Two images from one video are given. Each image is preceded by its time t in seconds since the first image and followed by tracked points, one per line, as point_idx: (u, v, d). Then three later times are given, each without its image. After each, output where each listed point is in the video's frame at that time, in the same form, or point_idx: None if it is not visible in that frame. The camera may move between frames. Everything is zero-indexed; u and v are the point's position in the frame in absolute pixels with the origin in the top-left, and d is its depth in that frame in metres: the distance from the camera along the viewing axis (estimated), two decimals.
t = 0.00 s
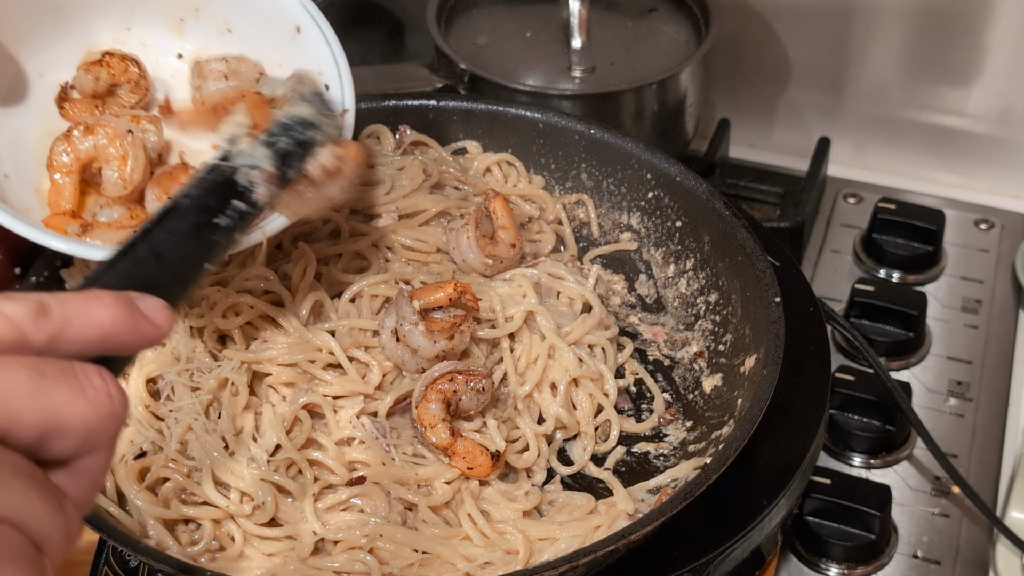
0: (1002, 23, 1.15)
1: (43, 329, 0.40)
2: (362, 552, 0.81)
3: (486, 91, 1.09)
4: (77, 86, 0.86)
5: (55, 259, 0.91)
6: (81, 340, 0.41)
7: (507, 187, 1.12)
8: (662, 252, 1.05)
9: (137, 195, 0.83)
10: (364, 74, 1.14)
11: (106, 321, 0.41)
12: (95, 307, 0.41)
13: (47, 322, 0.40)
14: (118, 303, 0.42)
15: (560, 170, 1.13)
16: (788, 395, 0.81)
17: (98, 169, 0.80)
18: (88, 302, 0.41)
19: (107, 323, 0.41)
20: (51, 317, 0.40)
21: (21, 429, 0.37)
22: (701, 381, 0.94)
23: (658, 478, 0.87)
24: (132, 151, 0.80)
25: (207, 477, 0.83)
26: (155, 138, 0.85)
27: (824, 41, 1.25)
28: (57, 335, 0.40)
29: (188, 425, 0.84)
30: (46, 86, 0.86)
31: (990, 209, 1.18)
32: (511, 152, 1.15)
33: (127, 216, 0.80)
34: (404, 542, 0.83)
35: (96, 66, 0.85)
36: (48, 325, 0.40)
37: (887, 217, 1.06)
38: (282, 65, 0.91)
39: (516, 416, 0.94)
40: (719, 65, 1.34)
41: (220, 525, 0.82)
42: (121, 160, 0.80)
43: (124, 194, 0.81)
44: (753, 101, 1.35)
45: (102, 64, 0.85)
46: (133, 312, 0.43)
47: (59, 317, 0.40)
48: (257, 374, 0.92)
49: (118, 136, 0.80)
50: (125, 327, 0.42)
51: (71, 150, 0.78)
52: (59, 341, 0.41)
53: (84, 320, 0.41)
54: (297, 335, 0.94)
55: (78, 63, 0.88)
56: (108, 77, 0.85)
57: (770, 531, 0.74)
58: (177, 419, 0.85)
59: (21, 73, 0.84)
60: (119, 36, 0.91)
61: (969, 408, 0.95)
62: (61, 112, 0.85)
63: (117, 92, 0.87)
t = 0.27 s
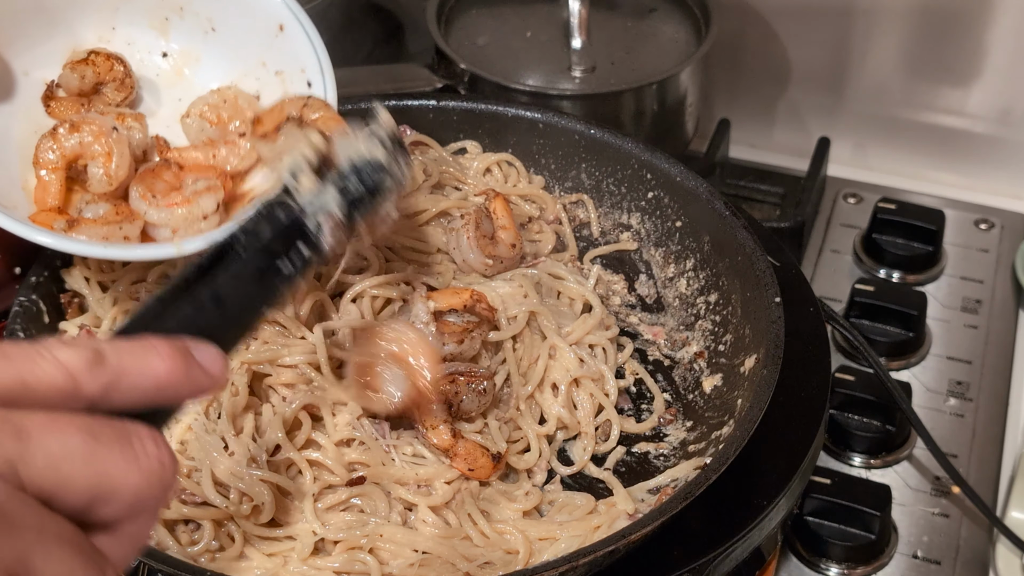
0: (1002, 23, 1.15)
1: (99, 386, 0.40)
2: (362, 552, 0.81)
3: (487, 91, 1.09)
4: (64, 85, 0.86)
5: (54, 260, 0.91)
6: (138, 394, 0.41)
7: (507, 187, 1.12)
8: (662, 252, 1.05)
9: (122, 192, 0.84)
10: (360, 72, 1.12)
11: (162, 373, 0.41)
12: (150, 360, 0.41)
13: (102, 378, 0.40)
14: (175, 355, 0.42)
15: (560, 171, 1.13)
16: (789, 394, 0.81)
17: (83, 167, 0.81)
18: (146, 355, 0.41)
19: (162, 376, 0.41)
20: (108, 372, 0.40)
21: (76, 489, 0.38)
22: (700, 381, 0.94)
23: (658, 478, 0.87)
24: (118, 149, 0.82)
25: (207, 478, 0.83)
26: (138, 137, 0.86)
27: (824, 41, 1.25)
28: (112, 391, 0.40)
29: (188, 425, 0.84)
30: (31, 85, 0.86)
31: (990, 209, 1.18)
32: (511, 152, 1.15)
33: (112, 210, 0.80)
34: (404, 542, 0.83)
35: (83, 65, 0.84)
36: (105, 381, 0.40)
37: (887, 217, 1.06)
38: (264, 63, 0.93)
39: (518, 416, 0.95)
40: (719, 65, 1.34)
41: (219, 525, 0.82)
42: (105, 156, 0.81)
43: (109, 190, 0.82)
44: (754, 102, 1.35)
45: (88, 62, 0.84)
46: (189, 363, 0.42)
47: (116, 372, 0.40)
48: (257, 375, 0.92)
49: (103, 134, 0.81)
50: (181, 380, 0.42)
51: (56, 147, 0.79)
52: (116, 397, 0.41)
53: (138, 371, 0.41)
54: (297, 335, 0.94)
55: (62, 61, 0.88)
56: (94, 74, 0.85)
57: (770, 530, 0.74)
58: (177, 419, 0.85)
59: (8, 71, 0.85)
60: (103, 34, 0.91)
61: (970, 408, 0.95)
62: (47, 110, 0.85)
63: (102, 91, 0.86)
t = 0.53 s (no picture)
0: (1002, 23, 1.15)
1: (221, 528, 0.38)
2: (362, 552, 0.81)
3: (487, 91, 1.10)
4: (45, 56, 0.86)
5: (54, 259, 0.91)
6: (257, 541, 0.39)
7: (507, 187, 1.12)
8: (662, 252, 1.05)
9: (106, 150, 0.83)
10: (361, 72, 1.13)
11: (282, 524, 0.39)
12: (277, 508, 0.39)
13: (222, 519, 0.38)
14: (301, 505, 0.39)
15: (561, 170, 1.13)
16: (789, 395, 0.81)
17: (63, 130, 0.80)
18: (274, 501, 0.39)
19: (284, 525, 0.39)
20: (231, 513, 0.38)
21: None
22: (700, 381, 0.94)
23: (658, 478, 0.87)
24: (95, 106, 0.81)
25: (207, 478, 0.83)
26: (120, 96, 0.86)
27: (824, 41, 1.25)
28: (235, 536, 0.38)
29: (188, 425, 0.84)
30: (13, 57, 0.87)
31: (990, 209, 1.18)
32: (511, 152, 1.15)
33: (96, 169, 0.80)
34: (405, 542, 0.83)
35: (61, 33, 0.84)
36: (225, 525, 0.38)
37: (887, 217, 1.07)
38: (242, 17, 0.91)
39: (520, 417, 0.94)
40: (719, 65, 1.34)
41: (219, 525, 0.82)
42: (86, 116, 0.80)
43: (92, 150, 0.81)
44: (753, 101, 1.35)
45: (65, 30, 0.85)
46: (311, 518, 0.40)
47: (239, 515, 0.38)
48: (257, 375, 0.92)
49: (82, 95, 0.80)
50: (300, 533, 0.40)
51: (37, 112, 0.79)
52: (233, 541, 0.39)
53: (259, 520, 0.39)
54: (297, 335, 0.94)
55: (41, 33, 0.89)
56: (73, 43, 0.85)
57: (770, 530, 0.74)
58: (178, 419, 0.85)
59: None
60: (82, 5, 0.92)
61: (970, 408, 0.95)
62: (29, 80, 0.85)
63: (82, 58, 0.86)
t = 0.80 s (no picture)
0: (1002, 23, 1.15)
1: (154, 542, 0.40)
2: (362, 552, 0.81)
3: (486, 91, 1.09)
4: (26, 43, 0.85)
5: (54, 259, 0.91)
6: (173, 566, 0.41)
7: (507, 187, 1.12)
8: (662, 252, 1.05)
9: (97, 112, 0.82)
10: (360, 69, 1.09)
11: (199, 552, 0.42)
12: (195, 534, 0.42)
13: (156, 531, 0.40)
14: (216, 531, 0.43)
15: (560, 170, 1.13)
16: (789, 394, 0.81)
17: (52, 100, 0.79)
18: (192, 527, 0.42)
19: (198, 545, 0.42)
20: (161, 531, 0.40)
21: None
22: (700, 381, 0.94)
23: (658, 478, 0.86)
24: (79, 66, 0.81)
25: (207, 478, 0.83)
26: (106, 65, 0.86)
27: (824, 41, 1.25)
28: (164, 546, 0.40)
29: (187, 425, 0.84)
30: None
31: (990, 209, 1.18)
32: (511, 152, 1.15)
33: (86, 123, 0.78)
34: (404, 542, 0.83)
35: (41, 19, 0.84)
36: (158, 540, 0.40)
37: (887, 217, 1.07)
38: None
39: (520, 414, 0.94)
40: (719, 65, 1.34)
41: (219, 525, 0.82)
42: (71, 78, 0.79)
43: (82, 109, 0.80)
44: (753, 101, 1.35)
45: (46, 16, 0.85)
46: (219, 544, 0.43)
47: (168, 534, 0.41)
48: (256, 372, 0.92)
49: (65, 60, 0.80)
50: (209, 561, 0.43)
51: (24, 85, 0.78)
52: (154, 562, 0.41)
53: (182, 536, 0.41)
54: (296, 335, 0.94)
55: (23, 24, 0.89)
56: (54, 27, 0.84)
57: (770, 530, 0.74)
58: (177, 419, 0.85)
59: None
60: None
61: (970, 408, 0.95)
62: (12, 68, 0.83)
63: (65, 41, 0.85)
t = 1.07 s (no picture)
0: (1002, 23, 1.15)
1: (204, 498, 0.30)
2: (362, 552, 0.81)
3: (487, 90, 1.09)
4: None
5: (54, 259, 0.91)
6: (229, 541, 0.31)
7: (507, 187, 1.12)
8: (661, 252, 1.05)
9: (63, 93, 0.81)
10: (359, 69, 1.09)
11: (257, 523, 0.31)
12: (258, 506, 0.31)
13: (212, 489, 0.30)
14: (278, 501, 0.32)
15: (560, 170, 1.13)
16: (789, 395, 0.81)
17: (17, 81, 0.77)
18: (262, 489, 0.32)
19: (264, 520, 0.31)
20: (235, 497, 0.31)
21: None
22: (700, 381, 0.94)
23: (658, 478, 0.87)
24: (43, 46, 0.79)
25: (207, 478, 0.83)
26: (70, 46, 0.87)
27: (824, 41, 1.25)
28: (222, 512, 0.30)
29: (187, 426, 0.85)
30: None
31: (990, 209, 1.18)
32: (511, 152, 1.15)
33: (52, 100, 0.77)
34: (405, 542, 0.83)
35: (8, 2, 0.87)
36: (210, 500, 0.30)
37: (887, 217, 1.07)
38: None
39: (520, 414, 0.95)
40: (719, 64, 1.34)
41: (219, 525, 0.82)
42: (34, 56, 0.78)
43: (46, 90, 0.79)
44: (753, 101, 1.35)
45: None
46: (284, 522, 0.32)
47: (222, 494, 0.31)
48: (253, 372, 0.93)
49: (29, 40, 0.79)
50: (271, 535, 0.32)
51: None
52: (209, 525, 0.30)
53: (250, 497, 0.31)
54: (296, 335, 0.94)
55: None
56: (21, 9, 0.87)
57: (770, 530, 0.74)
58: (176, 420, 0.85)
59: None
60: None
61: (970, 408, 0.95)
62: None
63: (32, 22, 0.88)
